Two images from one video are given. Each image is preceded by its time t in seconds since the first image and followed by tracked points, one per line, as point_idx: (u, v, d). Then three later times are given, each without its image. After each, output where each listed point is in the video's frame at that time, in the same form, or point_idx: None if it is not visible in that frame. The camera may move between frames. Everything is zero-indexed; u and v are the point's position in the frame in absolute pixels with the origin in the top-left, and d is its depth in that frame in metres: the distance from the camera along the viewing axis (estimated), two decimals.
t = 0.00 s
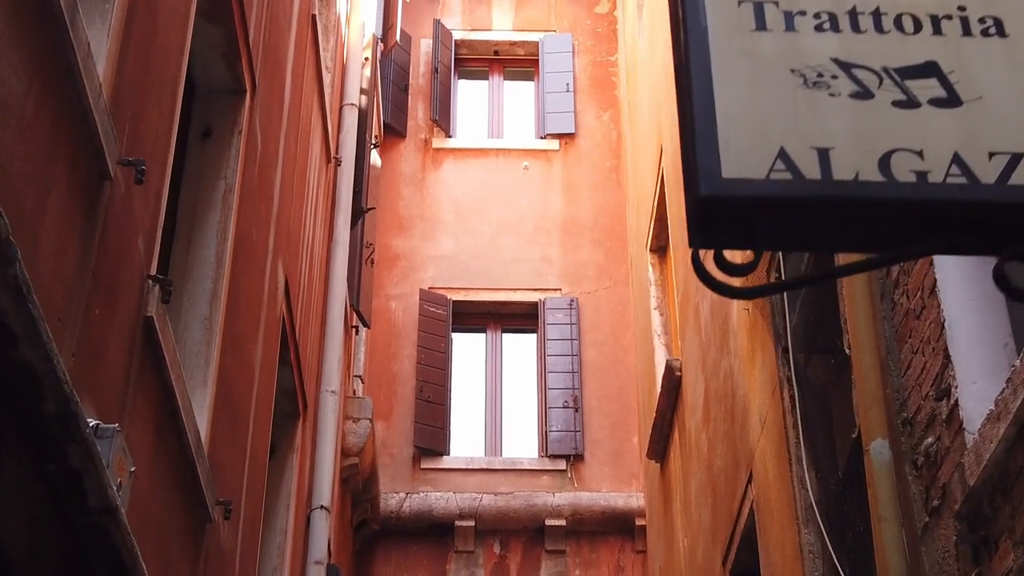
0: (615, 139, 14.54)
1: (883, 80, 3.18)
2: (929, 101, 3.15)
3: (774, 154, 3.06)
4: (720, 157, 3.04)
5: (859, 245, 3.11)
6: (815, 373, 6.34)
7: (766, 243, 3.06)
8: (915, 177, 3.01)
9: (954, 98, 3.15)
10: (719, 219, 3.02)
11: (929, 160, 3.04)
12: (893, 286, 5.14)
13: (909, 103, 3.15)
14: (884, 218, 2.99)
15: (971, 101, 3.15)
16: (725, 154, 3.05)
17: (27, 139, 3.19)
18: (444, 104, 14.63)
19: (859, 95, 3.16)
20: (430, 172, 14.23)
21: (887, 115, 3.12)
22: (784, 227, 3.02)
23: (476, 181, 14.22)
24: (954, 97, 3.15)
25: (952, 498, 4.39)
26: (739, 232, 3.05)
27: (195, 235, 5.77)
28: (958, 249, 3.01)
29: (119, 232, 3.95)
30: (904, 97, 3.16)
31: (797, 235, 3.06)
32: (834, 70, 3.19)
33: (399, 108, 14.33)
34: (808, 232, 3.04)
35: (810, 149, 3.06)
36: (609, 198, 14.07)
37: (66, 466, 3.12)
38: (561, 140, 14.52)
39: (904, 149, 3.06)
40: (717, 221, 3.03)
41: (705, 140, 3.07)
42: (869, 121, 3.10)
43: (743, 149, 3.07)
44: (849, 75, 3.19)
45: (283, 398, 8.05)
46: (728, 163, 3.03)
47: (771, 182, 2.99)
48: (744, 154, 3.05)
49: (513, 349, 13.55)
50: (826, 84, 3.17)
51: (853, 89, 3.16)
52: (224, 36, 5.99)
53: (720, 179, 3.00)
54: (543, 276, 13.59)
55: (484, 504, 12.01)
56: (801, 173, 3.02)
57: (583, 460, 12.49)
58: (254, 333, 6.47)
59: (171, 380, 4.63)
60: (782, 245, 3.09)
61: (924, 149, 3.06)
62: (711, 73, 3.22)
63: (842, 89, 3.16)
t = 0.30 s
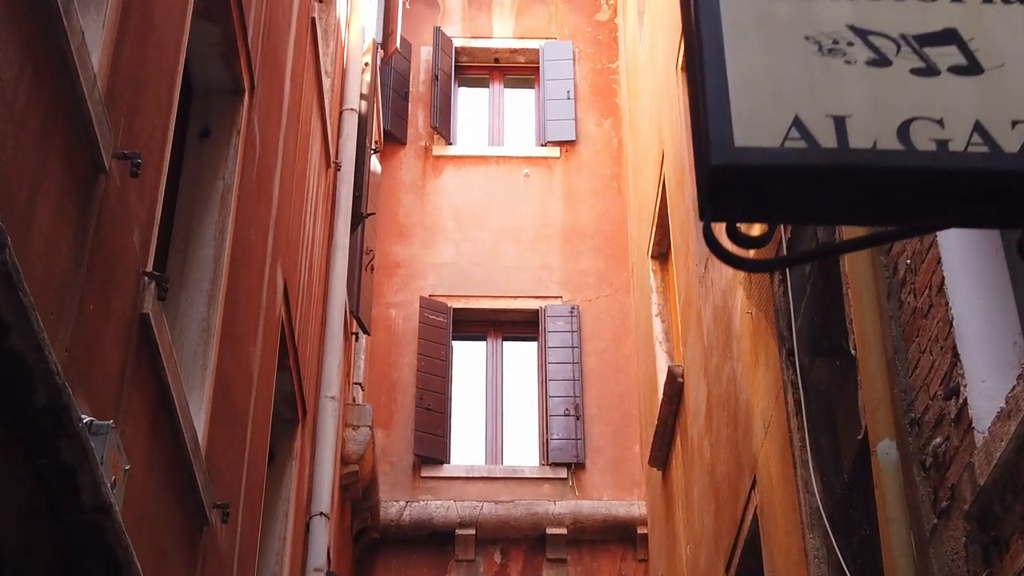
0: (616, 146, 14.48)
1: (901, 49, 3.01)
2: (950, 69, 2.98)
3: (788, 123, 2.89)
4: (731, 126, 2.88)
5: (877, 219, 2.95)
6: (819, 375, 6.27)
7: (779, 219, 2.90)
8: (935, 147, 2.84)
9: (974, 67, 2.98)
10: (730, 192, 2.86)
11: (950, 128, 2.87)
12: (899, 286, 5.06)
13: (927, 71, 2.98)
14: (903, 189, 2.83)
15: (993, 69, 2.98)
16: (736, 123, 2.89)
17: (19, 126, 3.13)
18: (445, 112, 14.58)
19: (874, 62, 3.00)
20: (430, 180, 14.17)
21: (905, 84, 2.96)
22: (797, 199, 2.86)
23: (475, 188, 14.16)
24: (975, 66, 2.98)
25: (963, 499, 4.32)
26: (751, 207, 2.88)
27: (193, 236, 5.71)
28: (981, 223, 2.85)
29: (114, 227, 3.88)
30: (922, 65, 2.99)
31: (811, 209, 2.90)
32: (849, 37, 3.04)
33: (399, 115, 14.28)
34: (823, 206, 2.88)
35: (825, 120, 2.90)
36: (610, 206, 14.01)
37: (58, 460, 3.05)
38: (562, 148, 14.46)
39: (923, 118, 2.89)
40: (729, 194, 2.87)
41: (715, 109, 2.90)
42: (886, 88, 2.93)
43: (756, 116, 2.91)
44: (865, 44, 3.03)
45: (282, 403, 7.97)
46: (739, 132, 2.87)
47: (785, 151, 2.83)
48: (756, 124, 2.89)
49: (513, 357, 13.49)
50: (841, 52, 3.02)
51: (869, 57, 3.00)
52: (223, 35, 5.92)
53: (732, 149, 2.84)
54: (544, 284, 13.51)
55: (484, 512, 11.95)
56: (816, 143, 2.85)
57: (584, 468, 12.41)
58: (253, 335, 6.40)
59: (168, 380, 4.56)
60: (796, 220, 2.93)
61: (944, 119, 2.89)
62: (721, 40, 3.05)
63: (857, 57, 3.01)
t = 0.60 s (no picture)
0: (617, 151, 14.42)
1: (921, 12, 3.03)
2: (971, 31, 2.98)
3: (804, 86, 2.89)
4: (746, 90, 2.87)
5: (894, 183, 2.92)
6: (824, 377, 6.19)
7: (795, 184, 2.87)
8: (956, 109, 2.82)
9: (997, 29, 2.97)
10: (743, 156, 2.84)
11: (971, 91, 2.85)
12: (906, 282, 4.95)
13: (948, 33, 2.98)
14: (920, 153, 2.80)
15: (1015, 31, 2.96)
16: (750, 87, 2.89)
17: (10, 114, 3.05)
18: (445, 117, 14.53)
19: (894, 25, 3.01)
20: (431, 185, 14.11)
21: (925, 46, 2.96)
22: (812, 163, 2.85)
23: (476, 194, 14.10)
24: (998, 28, 2.97)
25: (973, 496, 4.22)
26: (766, 174, 2.86)
27: (190, 235, 5.64)
28: (998, 190, 2.80)
29: (109, 218, 3.81)
30: (942, 27, 3.00)
31: (828, 176, 2.87)
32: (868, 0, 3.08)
33: (399, 121, 14.23)
34: (838, 171, 2.86)
35: (843, 81, 2.90)
36: (611, 211, 13.94)
37: (49, 455, 2.97)
38: (563, 153, 14.40)
39: (943, 80, 2.88)
40: (741, 158, 2.84)
41: (730, 70, 2.92)
42: (904, 50, 2.93)
43: (772, 80, 2.90)
44: (885, 8, 3.05)
45: (280, 407, 7.89)
46: (753, 97, 2.86)
47: (800, 115, 2.82)
48: (772, 87, 2.89)
49: (515, 364, 13.42)
50: (859, 14, 3.04)
51: (889, 20, 3.02)
52: (220, 31, 5.85)
53: (746, 111, 2.82)
54: (544, 290, 13.45)
55: (485, 519, 11.85)
56: (832, 105, 2.85)
57: (585, 475, 12.34)
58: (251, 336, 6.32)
59: (164, 377, 4.49)
60: (812, 186, 2.90)
61: (965, 81, 2.87)
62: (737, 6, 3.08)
63: (876, 20, 3.03)
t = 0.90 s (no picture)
0: (619, 156, 14.36)
1: None
2: None
3: (821, 45, 2.84)
4: (761, 49, 2.82)
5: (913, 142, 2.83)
6: (829, 376, 6.13)
7: (811, 141, 2.81)
8: (980, 67, 2.78)
9: None
10: (756, 115, 2.79)
11: (995, 49, 2.81)
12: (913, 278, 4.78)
13: None
14: (942, 111, 2.74)
15: None
16: (766, 46, 2.84)
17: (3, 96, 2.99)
18: (445, 122, 14.47)
19: None
20: (431, 190, 14.05)
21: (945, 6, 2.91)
22: (829, 122, 2.79)
23: (477, 199, 14.04)
24: None
25: (982, 492, 4.06)
26: (781, 133, 2.81)
27: (188, 232, 5.57)
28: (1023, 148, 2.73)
29: (104, 209, 3.75)
30: None
31: (845, 135, 2.82)
32: None
33: (399, 125, 14.18)
34: (857, 131, 2.80)
35: (861, 42, 2.85)
36: (612, 216, 13.89)
37: (42, 444, 2.90)
38: (564, 158, 14.34)
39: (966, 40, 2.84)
40: (756, 117, 2.78)
41: (745, 30, 2.85)
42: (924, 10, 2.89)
43: (787, 40, 2.85)
44: None
45: (279, 409, 7.83)
46: (769, 56, 2.81)
47: (817, 73, 2.77)
48: (788, 47, 2.84)
49: (516, 369, 13.34)
50: None
51: None
52: (219, 27, 5.79)
53: (761, 70, 2.77)
54: (546, 295, 13.38)
55: (486, 525, 11.78)
56: (851, 63, 2.79)
57: (587, 480, 12.26)
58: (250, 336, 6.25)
59: (161, 374, 4.41)
60: (831, 146, 2.83)
61: (988, 39, 2.83)
62: None
63: None
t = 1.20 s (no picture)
0: (620, 160, 14.30)
1: None
2: None
3: None
4: None
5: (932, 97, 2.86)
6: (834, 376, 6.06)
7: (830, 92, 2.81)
8: (1006, 21, 2.75)
9: None
10: (772, 68, 2.76)
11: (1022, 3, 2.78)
12: (922, 272, 4.59)
13: None
14: (964, 64, 2.75)
15: None
16: None
17: None
18: (446, 126, 14.42)
19: None
20: (432, 195, 13.99)
21: None
22: (847, 72, 2.78)
23: (478, 203, 13.98)
24: None
25: (993, 489, 3.90)
26: (796, 87, 2.79)
27: (186, 229, 5.50)
28: None
29: (100, 197, 3.69)
30: None
31: (861, 87, 2.81)
32: None
33: (400, 130, 14.14)
34: (876, 82, 2.80)
35: None
36: (613, 220, 13.83)
37: (34, 434, 2.80)
38: (565, 162, 14.29)
39: None
40: (773, 70, 2.76)
41: None
42: None
43: None
44: None
45: (279, 411, 7.76)
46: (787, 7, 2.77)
47: (838, 25, 2.75)
48: None
49: (517, 374, 13.27)
50: None
51: None
52: (218, 22, 5.73)
53: (779, 22, 2.74)
54: (547, 299, 13.32)
55: (486, 530, 11.69)
56: (871, 16, 2.76)
57: (589, 485, 12.19)
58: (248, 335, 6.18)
59: (156, 368, 4.34)
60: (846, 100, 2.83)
61: None
62: None
63: None
